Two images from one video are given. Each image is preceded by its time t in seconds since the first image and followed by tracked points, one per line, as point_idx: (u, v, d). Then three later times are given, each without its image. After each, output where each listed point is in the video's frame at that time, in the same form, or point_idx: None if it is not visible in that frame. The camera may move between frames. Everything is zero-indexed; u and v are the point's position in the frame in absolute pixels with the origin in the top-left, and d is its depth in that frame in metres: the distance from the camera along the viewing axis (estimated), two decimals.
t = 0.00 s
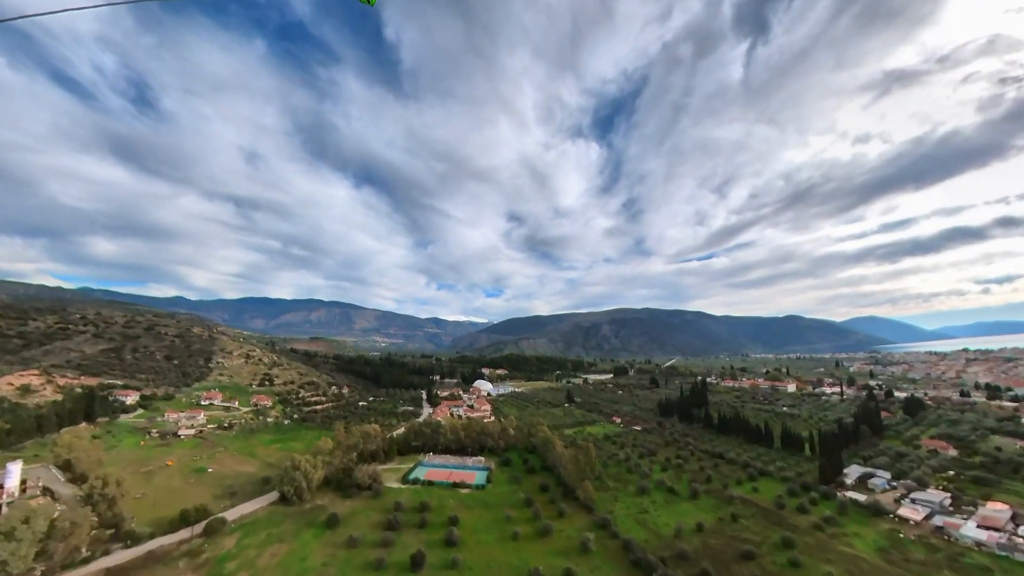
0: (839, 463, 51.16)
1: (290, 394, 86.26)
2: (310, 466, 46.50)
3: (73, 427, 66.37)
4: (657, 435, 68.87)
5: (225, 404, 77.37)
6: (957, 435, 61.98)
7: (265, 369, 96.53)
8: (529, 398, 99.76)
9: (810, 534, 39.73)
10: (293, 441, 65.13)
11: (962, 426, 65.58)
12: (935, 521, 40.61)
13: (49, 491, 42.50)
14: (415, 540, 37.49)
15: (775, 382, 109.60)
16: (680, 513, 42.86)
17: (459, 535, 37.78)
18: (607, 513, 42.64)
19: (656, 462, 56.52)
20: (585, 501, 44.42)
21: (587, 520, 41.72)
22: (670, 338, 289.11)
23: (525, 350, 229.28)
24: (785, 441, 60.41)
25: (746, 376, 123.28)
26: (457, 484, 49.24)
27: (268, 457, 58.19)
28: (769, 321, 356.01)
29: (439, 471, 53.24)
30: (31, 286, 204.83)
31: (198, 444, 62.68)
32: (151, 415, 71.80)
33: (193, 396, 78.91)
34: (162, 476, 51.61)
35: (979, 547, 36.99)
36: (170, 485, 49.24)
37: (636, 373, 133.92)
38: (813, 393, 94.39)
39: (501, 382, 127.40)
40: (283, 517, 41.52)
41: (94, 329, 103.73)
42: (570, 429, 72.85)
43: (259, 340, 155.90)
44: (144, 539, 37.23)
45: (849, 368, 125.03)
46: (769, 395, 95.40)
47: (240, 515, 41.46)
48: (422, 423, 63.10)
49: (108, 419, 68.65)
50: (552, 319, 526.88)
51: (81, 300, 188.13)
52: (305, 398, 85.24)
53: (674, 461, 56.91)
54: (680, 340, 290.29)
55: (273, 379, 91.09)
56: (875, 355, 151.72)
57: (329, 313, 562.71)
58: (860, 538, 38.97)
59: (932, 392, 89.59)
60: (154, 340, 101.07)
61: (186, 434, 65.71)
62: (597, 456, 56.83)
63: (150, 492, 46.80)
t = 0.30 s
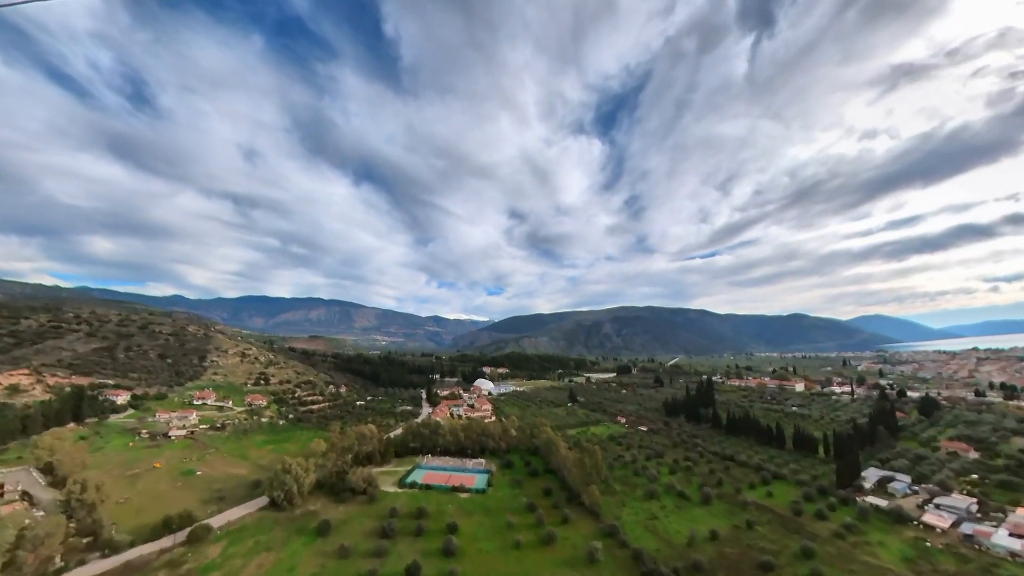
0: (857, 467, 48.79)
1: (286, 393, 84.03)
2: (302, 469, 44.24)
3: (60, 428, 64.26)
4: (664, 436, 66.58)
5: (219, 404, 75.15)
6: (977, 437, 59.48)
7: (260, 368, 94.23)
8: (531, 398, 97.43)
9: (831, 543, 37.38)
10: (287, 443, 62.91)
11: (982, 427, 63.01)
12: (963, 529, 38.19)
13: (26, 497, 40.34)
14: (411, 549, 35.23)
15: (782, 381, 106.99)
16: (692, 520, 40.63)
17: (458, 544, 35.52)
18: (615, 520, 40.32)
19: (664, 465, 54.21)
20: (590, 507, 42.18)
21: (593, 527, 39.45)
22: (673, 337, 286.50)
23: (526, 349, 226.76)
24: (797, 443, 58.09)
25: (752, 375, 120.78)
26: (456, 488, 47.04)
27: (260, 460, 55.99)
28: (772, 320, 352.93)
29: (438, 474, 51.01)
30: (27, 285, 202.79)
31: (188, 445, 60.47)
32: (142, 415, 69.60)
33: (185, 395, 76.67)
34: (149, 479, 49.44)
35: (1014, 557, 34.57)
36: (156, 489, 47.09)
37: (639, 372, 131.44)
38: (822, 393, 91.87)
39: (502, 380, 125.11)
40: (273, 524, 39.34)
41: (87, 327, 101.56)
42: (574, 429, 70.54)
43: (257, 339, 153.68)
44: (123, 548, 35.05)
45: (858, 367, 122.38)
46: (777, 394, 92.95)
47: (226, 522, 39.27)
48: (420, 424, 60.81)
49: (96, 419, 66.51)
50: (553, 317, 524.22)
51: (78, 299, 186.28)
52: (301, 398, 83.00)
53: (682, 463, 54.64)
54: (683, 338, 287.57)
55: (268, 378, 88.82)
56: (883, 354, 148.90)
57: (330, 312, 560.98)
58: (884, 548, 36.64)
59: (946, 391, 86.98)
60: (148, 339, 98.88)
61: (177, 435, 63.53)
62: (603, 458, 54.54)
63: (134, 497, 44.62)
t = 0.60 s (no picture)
0: (877, 470, 46.34)
1: (281, 392, 81.78)
2: (292, 473, 41.93)
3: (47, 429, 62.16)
4: (671, 437, 64.23)
5: (211, 403, 72.89)
6: (999, 438, 56.96)
7: (256, 366, 91.93)
8: (533, 397, 95.16)
9: (855, 553, 35.05)
10: (281, 444, 60.64)
11: (1003, 428, 60.46)
12: (996, 538, 35.73)
13: None
14: (407, 559, 32.98)
15: (790, 380, 104.48)
16: (705, 528, 38.29)
17: (456, 554, 33.25)
18: (624, 528, 37.98)
19: (673, 468, 51.89)
20: (597, 513, 39.90)
21: (601, 535, 37.14)
22: (676, 335, 283.92)
23: (528, 347, 224.48)
24: (812, 445, 55.69)
25: (758, 374, 118.34)
26: (455, 492, 44.79)
27: (252, 462, 53.80)
28: (776, 318, 350.04)
29: (436, 478, 48.78)
30: (23, 283, 200.62)
31: (178, 447, 58.21)
32: (132, 415, 67.35)
33: (177, 394, 74.41)
34: (134, 483, 47.21)
35: None
36: (141, 493, 44.90)
37: (643, 370, 129.06)
38: (831, 392, 89.43)
39: (503, 379, 122.82)
40: (260, 531, 37.10)
41: (80, 326, 99.41)
42: (577, 430, 68.27)
43: (255, 338, 151.58)
44: (98, 560, 32.84)
45: (866, 366, 119.72)
46: (785, 394, 90.51)
47: (211, 530, 36.99)
48: (418, 424, 58.52)
49: (84, 419, 64.37)
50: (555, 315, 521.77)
51: (75, 297, 184.52)
52: (297, 397, 80.75)
53: (692, 466, 52.31)
54: (686, 337, 284.98)
55: (264, 376, 86.57)
56: (891, 352, 146.12)
57: (330, 311, 559.14)
58: (912, 558, 34.27)
59: (961, 391, 84.45)
60: (141, 337, 96.71)
61: (167, 436, 61.28)
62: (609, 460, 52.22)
63: (116, 503, 42.36)
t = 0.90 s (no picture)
0: (899, 475, 44.01)
1: (276, 391, 79.48)
2: (281, 478, 39.65)
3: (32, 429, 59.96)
4: (678, 438, 61.92)
5: (204, 403, 70.63)
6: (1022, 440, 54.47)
7: (251, 365, 89.63)
8: (534, 396, 92.81)
9: (881, 564, 32.78)
10: (274, 445, 58.42)
11: None
12: None
13: None
14: (402, 572, 30.73)
15: (798, 379, 101.93)
16: (720, 538, 36.01)
17: (455, 566, 30.99)
18: (634, 537, 35.69)
19: (682, 472, 49.63)
20: (604, 521, 37.69)
21: (609, 545, 34.88)
22: (678, 334, 281.08)
23: (529, 346, 221.87)
24: (827, 447, 53.36)
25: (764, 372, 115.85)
26: (453, 498, 42.52)
27: (243, 464, 51.55)
28: (779, 317, 346.85)
29: (434, 482, 46.52)
30: (18, 283, 197.91)
31: (167, 449, 56.01)
32: (121, 415, 65.09)
33: (169, 394, 72.14)
34: (117, 488, 44.97)
35: None
36: (124, 499, 42.66)
37: (647, 369, 126.56)
38: (841, 392, 87.04)
39: (504, 378, 120.43)
40: (247, 540, 34.87)
41: (72, 324, 97.10)
42: (581, 431, 65.97)
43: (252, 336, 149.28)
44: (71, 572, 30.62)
45: (875, 365, 117.07)
46: (794, 393, 88.01)
47: (194, 540, 34.70)
48: (416, 425, 56.23)
49: (71, 420, 62.17)
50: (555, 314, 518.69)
51: (70, 296, 182.22)
52: (292, 397, 78.43)
53: (703, 470, 50.00)
54: (688, 335, 282.34)
55: (258, 375, 84.28)
56: (900, 351, 143.24)
57: (331, 309, 557.37)
58: (944, 570, 31.97)
59: (975, 391, 81.94)
60: (134, 335, 94.38)
61: (156, 437, 59.08)
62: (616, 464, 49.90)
63: (96, 509, 40.13)
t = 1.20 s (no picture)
0: (922, 480, 41.69)
1: (272, 390, 77.39)
2: (269, 484, 37.46)
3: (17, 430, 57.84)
4: (686, 440, 59.70)
5: (196, 403, 68.45)
6: None
7: (246, 364, 87.41)
8: (536, 396, 90.58)
9: None
10: (266, 447, 56.25)
11: None
12: None
13: None
14: None
15: (806, 378, 99.64)
16: (737, 548, 33.81)
17: None
18: (644, 547, 33.46)
19: (692, 476, 47.41)
20: (612, 529, 35.55)
21: (618, 556, 32.68)
22: (681, 333, 278.40)
23: (530, 344, 219.79)
24: (843, 450, 51.06)
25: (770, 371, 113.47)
26: (452, 504, 40.37)
27: (233, 468, 49.37)
28: (782, 316, 343.93)
29: (432, 487, 44.37)
30: (15, 282, 196.50)
31: (155, 452, 53.87)
32: (109, 416, 62.97)
33: (160, 394, 69.95)
34: (100, 493, 42.79)
35: None
36: (105, 505, 40.45)
37: (650, 368, 124.31)
38: (852, 391, 84.58)
39: (506, 377, 118.11)
40: (232, 550, 32.71)
41: (64, 322, 94.90)
42: (585, 432, 63.75)
43: (250, 335, 147.36)
44: None
45: (884, 364, 114.52)
46: (803, 393, 85.61)
47: (174, 550, 32.50)
48: (414, 426, 54.05)
49: (58, 421, 59.99)
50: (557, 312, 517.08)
51: (67, 295, 180.64)
52: (287, 396, 76.23)
53: (714, 474, 47.77)
54: (691, 334, 279.80)
55: (254, 374, 82.11)
56: (908, 350, 140.47)
57: (331, 308, 555.62)
58: None
59: (991, 391, 79.41)
60: (127, 333, 92.22)
61: (144, 439, 56.95)
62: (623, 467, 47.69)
63: (75, 517, 37.92)
